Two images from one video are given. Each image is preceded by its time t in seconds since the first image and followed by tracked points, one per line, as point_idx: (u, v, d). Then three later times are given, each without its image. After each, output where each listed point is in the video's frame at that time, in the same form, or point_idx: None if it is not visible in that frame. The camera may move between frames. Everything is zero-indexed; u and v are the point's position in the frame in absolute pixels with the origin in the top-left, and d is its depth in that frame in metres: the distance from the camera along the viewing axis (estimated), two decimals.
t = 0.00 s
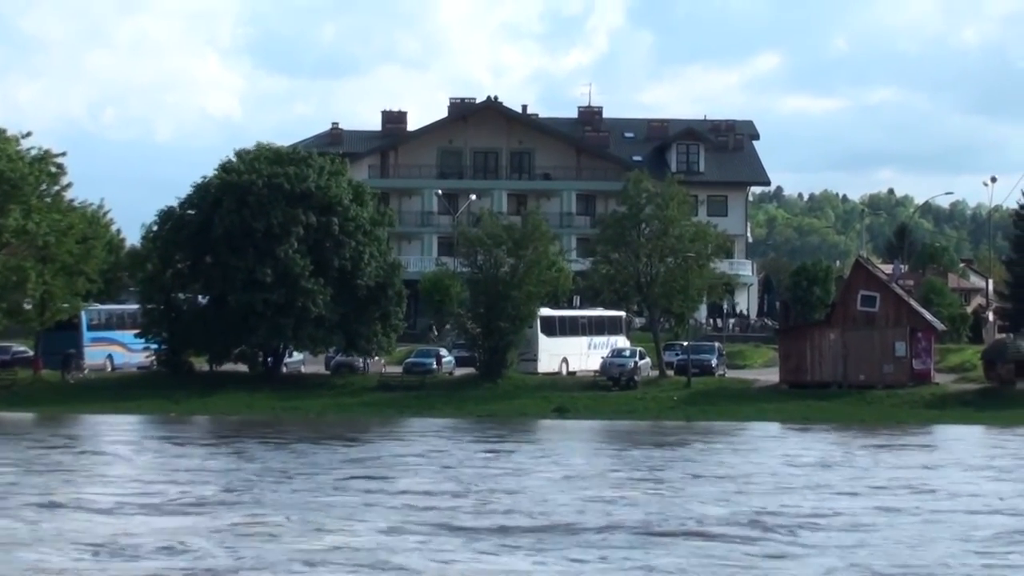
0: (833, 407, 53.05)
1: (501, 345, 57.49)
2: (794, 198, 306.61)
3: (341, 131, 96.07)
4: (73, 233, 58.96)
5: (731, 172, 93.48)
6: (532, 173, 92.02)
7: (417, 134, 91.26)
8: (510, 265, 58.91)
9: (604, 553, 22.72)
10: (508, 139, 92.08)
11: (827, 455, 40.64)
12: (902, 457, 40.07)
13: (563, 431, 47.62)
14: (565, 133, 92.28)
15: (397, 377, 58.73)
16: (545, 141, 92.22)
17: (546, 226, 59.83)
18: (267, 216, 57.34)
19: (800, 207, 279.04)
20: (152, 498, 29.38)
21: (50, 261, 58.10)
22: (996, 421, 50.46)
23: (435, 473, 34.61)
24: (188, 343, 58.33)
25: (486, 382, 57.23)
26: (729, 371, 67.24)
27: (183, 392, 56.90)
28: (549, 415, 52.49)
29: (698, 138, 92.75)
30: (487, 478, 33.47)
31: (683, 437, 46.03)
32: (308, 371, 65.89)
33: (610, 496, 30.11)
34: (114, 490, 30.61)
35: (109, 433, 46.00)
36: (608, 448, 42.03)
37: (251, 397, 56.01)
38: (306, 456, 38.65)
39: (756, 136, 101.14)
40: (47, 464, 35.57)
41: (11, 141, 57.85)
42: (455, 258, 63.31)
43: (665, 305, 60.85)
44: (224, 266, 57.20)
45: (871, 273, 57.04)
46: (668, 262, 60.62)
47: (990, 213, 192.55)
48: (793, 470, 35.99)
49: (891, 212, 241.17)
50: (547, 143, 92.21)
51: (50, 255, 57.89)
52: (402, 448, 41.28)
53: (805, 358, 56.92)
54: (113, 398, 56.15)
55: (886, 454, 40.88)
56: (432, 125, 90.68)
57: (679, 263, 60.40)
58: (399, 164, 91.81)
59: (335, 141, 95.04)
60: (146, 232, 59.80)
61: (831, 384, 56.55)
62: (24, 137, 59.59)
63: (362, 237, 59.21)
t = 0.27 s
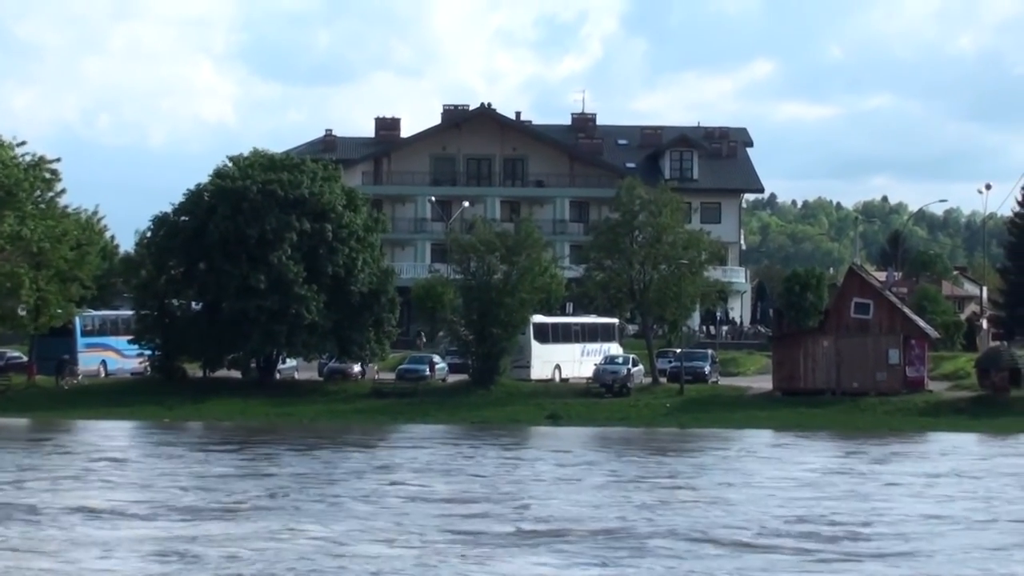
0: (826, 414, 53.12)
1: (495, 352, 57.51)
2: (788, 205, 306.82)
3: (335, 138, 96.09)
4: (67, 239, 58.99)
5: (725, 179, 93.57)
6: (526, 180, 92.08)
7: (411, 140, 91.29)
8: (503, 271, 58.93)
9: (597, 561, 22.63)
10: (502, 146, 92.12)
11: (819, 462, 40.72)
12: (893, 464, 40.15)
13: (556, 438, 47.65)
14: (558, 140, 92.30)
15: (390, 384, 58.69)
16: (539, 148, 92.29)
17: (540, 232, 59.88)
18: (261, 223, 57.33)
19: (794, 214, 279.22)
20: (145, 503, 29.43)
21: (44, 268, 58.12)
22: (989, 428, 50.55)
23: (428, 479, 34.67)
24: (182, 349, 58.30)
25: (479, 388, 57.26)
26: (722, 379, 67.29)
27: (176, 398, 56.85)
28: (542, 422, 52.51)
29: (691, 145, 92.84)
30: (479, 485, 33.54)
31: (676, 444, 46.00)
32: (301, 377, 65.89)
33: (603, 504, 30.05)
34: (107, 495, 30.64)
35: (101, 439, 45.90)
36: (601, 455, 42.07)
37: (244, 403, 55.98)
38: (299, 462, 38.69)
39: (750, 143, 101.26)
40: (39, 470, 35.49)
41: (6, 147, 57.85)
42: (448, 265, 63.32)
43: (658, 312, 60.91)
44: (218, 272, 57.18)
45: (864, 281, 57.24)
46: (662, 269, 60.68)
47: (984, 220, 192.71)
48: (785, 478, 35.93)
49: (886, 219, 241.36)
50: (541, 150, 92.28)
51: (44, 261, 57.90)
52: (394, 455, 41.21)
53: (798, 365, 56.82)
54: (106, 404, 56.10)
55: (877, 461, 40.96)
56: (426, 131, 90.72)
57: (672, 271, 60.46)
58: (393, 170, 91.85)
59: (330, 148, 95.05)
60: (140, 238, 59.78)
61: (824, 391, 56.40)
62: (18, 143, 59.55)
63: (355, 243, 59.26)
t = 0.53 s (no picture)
0: (824, 415, 53.15)
1: (493, 352, 57.53)
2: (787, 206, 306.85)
3: (334, 138, 96.08)
4: (66, 239, 59.01)
5: (724, 180, 93.60)
6: (525, 180, 92.08)
7: (410, 141, 91.28)
8: (502, 272, 58.93)
9: (598, 561, 22.62)
10: (501, 146, 92.14)
11: (817, 462, 40.77)
12: (892, 464, 40.20)
13: (554, 438, 47.66)
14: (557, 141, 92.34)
15: (388, 384, 58.70)
16: (537, 149, 92.30)
17: (538, 233, 59.90)
18: (260, 223, 57.33)
19: (792, 215, 279.22)
20: (144, 503, 29.45)
21: (43, 268, 58.14)
22: (988, 429, 50.58)
23: (426, 479, 34.70)
24: (180, 349, 58.29)
25: (478, 389, 57.27)
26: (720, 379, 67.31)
27: (175, 398, 56.84)
28: (541, 422, 52.52)
29: (690, 145, 92.87)
30: (478, 485, 33.58)
31: (675, 444, 46.02)
32: (300, 377, 65.89)
33: (602, 504, 30.04)
34: (106, 495, 30.66)
35: (101, 439, 45.90)
36: (599, 455, 42.11)
37: (242, 403, 55.96)
38: (298, 462, 38.70)
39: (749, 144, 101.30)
40: (37, 470, 35.48)
41: (5, 147, 57.84)
42: (446, 265, 63.32)
43: (656, 313, 60.92)
44: (217, 272, 57.17)
45: (862, 282, 57.30)
46: (660, 269, 60.71)
47: (982, 221, 192.79)
48: (784, 478, 35.92)
49: (884, 220, 241.41)
50: (540, 151, 92.29)
51: (43, 261, 57.92)
52: (393, 455, 41.21)
53: (797, 366, 56.70)
54: (105, 403, 56.07)
55: (875, 461, 41.01)
56: (425, 132, 90.72)
57: (671, 271, 60.48)
58: (391, 171, 91.85)
59: (328, 148, 95.04)
60: (139, 238, 59.76)
61: (823, 392, 56.33)
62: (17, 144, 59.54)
63: (354, 243, 59.28)
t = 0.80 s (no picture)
0: (829, 411, 53.08)
1: (497, 349, 57.50)
2: (790, 203, 306.57)
3: (337, 135, 96.05)
4: (70, 236, 59.03)
5: (728, 176, 93.51)
6: (528, 177, 92.03)
7: (413, 138, 91.24)
8: (505, 268, 58.88)
9: (601, 558, 22.57)
10: (504, 143, 92.10)
11: (822, 458, 40.72)
12: (896, 461, 40.13)
13: (559, 435, 47.63)
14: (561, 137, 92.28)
15: (392, 380, 58.72)
16: (541, 145, 92.26)
17: (541, 230, 59.87)
18: (264, 219, 57.30)
19: (796, 212, 279.03)
20: (147, 499, 29.44)
21: (47, 265, 58.15)
22: (993, 425, 50.51)
23: (430, 475, 34.65)
24: (184, 346, 58.29)
25: (481, 385, 57.26)
26: (724, 376, 67.25)
27: (179, 394, 56.86)
28: (544, 419, 52.47)
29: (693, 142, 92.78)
30: (482, 481, 33.55)
31: (678, 441, 45.97)
32: (304, 374, 65.89)
33: (606, 500, 29.99)
34: (109, 492, 30.62)
35: (104, 436, 45.91)
36: (603, 452, 42.06)
37: (246, 399, 55.98)
38: (301, 459, 38.67)
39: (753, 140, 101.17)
40: (40, 467, 35.49)
41: (9, 144, 57.80)
42: (450, 263, 63.28)
43: (660, 310, 60.88)
44: (220, 269, 57.17)
45: (866, 278, 57.23)
46: (664, 266, 60.66)
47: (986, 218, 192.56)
48: (788, 475, 35.85)
49: (888, 216, 241.14)
50: (543, 147, 92.25)
51: (47, 258, 57.93)
52: (396, 452, 41.18)
53: (800, 362, 56.77)
54: (109, 400, 56.08)
55: (880, 458, 40.98)
56: (428, 128, 90.67)
57: (674, 268, 60.43)
58: (395, 167, 91.82)
59: (332, 145, 95.01)
60: (142, 235, 59.76)
61: (827, 389, 56.34)
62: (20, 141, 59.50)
63: (357, 240, 59.26)
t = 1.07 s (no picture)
0: (836, 404, 53.11)
1: (505, 342, 57.54)
2: (799, 196, 306.29)
3: (345, 128, 96.12)
4: (78, 229, 59.15)
5: (736, 170, 93.45)
6: (536, 170, 92.04)
7: (421, 131, 91.28)
8: (513, 261, 58.91)
9: (605, 551, 22.56)
10: (512, 136, 92.11)
11: (829, 451, 40.75)
12: (904, 454, 40.14)
13: (566, 428, 47.69)
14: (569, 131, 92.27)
15: (400, 373, 58.78)
16: (549, 138, 92.25)
17: (550, 223, 59.90)
18: (272, 212, 57.35)
19: (804, 205, 278.81)
20: (155, 492, 29.54)
21: (55, 258, 58.29)
22: (1000, 418, 50.51)
23: (438, 468, 34.72)
24: (192, 339, 58.38)
25: (489, 378, 57.31)
26: (733, 369, 67.27)
27: (187, 387, 56.97)
28: (552, 412, 52.54)
29: (702, 135, 92.75)
30: (489, 474, 33.61)
31: (685, 434, 45.97)
32: (312, 367, 66.01)
33: (611, 493, 29.96)
34: (117, 484, 30.73)
35: (112, 429, 46.00)
36: (610, 445, 42.13)
37: (254, 392, 56.06)
38: (309, 451, 38.77)
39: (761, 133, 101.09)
40: (48, 460, 35.57)
41: (17, 137, 57.90)
42: (458, 256, 63.31)
43: (668, 303, 60.90)
44: (228, 262, 57.24)
45: (874, 271, 57.18)
46: (672, 259, 60.66)
47: (995, 211, 192.32)
48: (794, 468, 35.83)
49: (896, 210, 240.82)
50: (552, 140, 92.23)
51: (55, 251, 58.07)
52: (403, 445, 41.22)
53: (808, 355, 56.82)
54: (117, 393, 56.21)
55: (887, 451, 41.00)
56: (436, 121, 90.70)
57: (682, 261, 60.42)
58: (403, 160, 91.86)
59: (340, 138, 95.10)
60: (150, 227, 59.85)
61: (835, 381, 56.37)
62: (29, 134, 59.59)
63: (365, 233, 59.30)
